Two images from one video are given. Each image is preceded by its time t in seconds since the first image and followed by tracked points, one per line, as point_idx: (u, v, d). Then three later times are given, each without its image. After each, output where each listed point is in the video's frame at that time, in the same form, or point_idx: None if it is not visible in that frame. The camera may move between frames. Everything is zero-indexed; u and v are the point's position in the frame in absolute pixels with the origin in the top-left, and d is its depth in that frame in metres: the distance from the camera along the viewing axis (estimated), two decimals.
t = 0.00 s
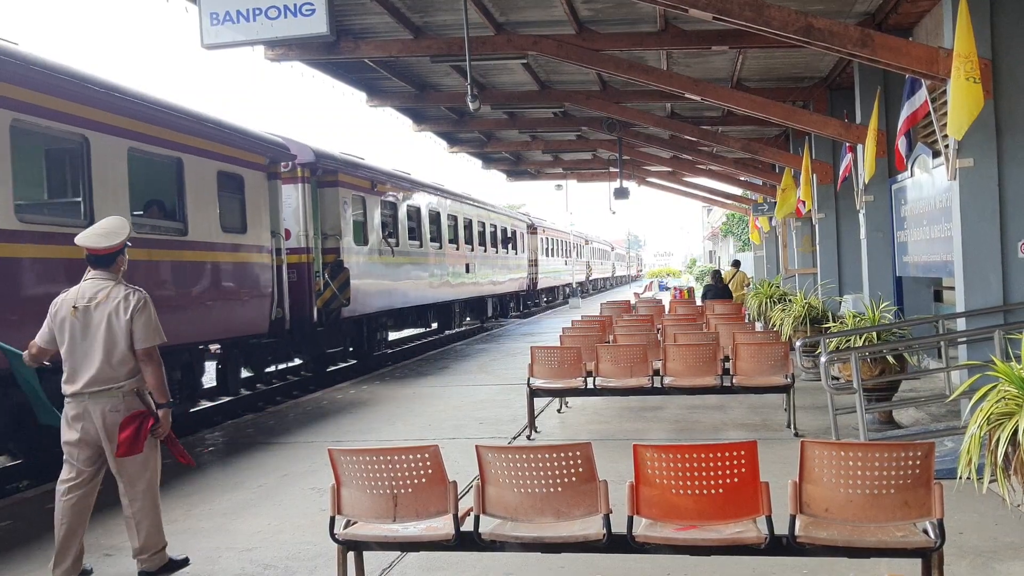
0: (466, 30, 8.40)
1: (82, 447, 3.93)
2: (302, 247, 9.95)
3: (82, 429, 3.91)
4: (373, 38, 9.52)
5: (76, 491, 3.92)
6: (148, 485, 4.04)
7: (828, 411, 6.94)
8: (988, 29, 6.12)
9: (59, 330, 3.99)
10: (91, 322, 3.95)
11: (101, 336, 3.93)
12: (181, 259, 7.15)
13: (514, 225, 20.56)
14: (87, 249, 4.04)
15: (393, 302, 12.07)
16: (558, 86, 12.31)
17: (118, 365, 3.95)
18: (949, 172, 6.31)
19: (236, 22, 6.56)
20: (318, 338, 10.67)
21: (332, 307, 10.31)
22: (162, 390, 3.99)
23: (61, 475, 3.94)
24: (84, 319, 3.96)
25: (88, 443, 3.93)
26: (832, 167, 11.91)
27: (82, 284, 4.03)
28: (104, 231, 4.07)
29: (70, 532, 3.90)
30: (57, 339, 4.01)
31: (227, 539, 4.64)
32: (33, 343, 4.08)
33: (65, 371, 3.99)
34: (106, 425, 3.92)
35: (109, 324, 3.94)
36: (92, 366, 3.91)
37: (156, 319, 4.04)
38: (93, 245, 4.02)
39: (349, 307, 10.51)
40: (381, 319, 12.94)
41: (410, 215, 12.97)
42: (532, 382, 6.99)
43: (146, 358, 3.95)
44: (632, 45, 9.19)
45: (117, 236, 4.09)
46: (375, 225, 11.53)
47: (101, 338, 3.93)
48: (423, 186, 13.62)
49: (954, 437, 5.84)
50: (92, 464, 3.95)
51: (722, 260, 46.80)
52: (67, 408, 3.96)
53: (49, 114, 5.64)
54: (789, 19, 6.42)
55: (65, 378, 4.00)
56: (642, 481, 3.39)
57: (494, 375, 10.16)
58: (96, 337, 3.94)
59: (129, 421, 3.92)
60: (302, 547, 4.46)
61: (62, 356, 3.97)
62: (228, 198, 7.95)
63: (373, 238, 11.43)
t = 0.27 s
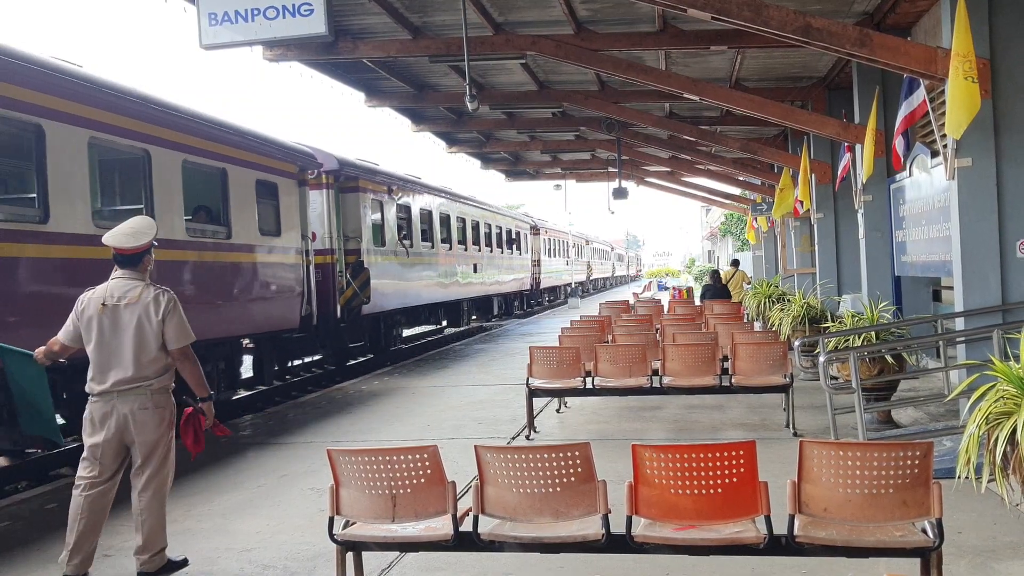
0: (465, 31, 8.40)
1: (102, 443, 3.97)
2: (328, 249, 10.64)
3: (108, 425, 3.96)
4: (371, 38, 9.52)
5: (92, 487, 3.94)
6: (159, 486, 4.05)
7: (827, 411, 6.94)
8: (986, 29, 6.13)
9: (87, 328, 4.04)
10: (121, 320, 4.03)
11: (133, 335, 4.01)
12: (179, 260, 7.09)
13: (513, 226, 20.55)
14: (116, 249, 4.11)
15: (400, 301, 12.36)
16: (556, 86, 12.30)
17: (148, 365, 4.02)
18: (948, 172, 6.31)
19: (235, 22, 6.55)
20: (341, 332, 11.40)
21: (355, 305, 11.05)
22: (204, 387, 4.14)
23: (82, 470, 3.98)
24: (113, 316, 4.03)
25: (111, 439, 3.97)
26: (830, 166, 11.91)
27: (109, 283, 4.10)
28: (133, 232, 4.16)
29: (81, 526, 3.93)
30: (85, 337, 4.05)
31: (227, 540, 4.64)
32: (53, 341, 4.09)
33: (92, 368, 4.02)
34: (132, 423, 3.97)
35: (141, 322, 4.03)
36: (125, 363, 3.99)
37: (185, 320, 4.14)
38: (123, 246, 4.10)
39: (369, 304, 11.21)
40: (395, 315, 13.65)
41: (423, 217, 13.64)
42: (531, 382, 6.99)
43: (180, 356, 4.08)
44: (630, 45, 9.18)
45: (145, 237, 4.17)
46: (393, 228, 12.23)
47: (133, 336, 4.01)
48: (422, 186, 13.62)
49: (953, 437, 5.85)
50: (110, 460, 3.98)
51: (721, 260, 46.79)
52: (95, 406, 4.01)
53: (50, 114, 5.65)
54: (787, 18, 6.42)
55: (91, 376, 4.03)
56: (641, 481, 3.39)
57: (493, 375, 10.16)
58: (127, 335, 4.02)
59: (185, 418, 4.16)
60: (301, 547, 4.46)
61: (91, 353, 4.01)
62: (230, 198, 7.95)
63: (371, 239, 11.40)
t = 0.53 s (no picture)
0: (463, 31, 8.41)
1: (111, 443, 3.96)
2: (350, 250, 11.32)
3: (117, 424, 3.95)
4: (370, 38, 9.52)
5: (101, 487, 3.93)
6: (165, 486, 4.04)
7: (825, 410, 6.94)
8: (984, 28, 6.13)
9: (100, 326, 4.01)
10: (136, 319, 4.02)
11: (147, 334, 4.01)
12: (178, 260, 7.07)
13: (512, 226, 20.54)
14: (130, 248, 4.12)
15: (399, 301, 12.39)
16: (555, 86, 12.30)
17: (162, 364, 4.03)
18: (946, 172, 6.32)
19: (233, 22, 6.55)
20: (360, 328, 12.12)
21: (374, 303, 11.72)
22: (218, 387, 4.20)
23: (93, 471, 3.97)
24: (128, 315, 4.02)
25: (120, 438, 3.96)
26: (829, 166, 11.91)
27: (122, 283, 4.09)
28: (149, 232, 4.17)
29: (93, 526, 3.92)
30: (97, 335, 4.03)
31: (226, 540, 4.63)
32: (62, 340, 4.04)
33: (103, 366, 3.99)
34: (144, 422, 3.98)
35: (156, 322, 4.03)
36: (139, 362, 3.98)
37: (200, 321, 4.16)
38: (138, 246, 4.11)
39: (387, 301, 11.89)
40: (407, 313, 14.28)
41: (434, 219, 14.30)
42: (530, 382, 6.99)
43: (193, 357, 4.11)
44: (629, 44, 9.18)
45: (160, 238, 4.18)
46: (408, 230, 12.96)
47: (147, 335, 4.01)
48: (420, 186, 13.61)
49: (951, 437, 5.86)
50: (120, 460, 3.96)
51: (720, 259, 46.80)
52: (106, 405, 3.98)
53: (52, 114, 5.64)
54: (786, 18, 6.42)
55: (102, 374, 4.00)
56: (639, 481, 3.39)
57: (492, 375, 10.16)
58: (142, 334, 4.01)
59: (204, 417, 4.13)
60: (300, 547, 4.46)
61: (104, 351, 3.99)
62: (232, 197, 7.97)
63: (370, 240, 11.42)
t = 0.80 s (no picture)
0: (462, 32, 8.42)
1: (109, 445, 3.96)
2: (370, 251, 11.71)
3: (114, 426, 3.95)
4: (368, 38, 9.51)
5: (98, 489, 3.94)
6: (164, 487, 4.04)
7: (824, 410, 6.94)
8: (983, 29, 6.14)
9: (103, 324, 4.01)
10: (139, 318, 4.02)
11: (150, 334, 4.01)
12: (175, 260, 7.05)
13: (511, 226, 20.54)
14: (130, 248, 4.12)
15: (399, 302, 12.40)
16: (554, 86, 12.29)
17: (163, 365, 4.03)
18: (945, 172, 6.32)
19: (231, 23, 6.55)
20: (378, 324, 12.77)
21: (390, 301, 12.27)
22: (208, 390, 4.22)
23: (92, 473, 3.98)
24: (130, 315, 4.02)
25: (118, 440, 3.96)
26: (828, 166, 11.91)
27: (124, 282, 4.08)
28: (149, 232, 4.16)
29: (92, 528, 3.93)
30: (99, 334, 4.02)
31: (225, 541, 4.64)
32: (61, 339, 4.02)
33: (104, 365, 3.98)
34: (142, 423, 3.98)
35: (159, 322, 4.04)
36: (142, 361, 3.98)
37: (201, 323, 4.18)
38: (137, 246, 4.11)
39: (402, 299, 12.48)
40: (420, 311, 14.88)
41: (445, 221, 14.88)
42: (529, 383, 6.98)
43: (193, 359, 4.13)
44: (627, 45, 9.19)
45: (161, 238, 4.17)
46: (421, 231, 13.57)
47: (150, 335, 4.01)
48: (419, 187, 13.60)
49: (950, 436, 5.87)
50: (118, 462, 3.96)
51: (719, 259, 46.81)
52: (105, 405, 3.97)
53: (51, 114, 5.64)
54: (784, 18, 6.42)
55: (103, 373, 3.99)
56: (638, 481, 3.39)
57: (491, 375, 10.14)
58: (145, 333, 4.01)
59: (191, 421, 4.16)
60: (298, 548, 4.46)
61: (106, 350, 3.98)
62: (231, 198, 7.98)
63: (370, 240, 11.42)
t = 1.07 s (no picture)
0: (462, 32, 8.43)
1: (104, 446, 3.96)
2: (389, 252, 12.38)
3: (109, 427, 3.95)
4: (368, 38, 9.52)
5: (95, 491, 3.93)
6: (161, 487, 4.04)
7: (825, 410, 6.94)
8: (983, 29, 6.14)
9: (95, 326, 4.02)
10: (130, 319, 4.02)
11: (143, 334, 4.01)
12: (175, 260, 7.04)
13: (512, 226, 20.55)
14: (121, 249, 4.11)
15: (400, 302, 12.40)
16: (554, 86, 12.29)
17: (156, 365, 4.03)
18: (945, 172, 6.32)
19: (231, 24, 6.56)
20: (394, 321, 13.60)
21: (407, 299, 12.97)
22: (198, 383, 4.15)
23: (88, 475, 3.97)
24: (123, 315, 4.03)
25: (113, 441, 3.96)
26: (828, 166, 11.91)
27: (116, 283, 4.08)
28: (139, 232, 4.14)
29: (90, 530, 3.94)
30: (91, 335, 4.03)
31: (226, 541, 4.64)
32: (54, 341, 4.03)
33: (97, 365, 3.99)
34: (137, 424, 3.97)
35: (150, 322, 4.04)
36: (133, 362, 3.98)
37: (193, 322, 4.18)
38: (129, 246, 4.10)
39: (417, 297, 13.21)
40: (431, 309, 15.61)
41: (455, 224, 15.60)
42: (529, 383, 6.98)
43: (185, 357, 4.11)
44: (628, 45, 9.19)
45: (152, 238, 4.16)
46: (434, 233, 14.34)
47: (143, 335, 4.01)
48: (419, 187, 13.59)
49: (950, 436, 5.87)
50: (114, 463, 3.96)
51: (719, 259, 46.79)
52: (98, 406, 3.97)
53: (51, 113, 5.68)
54: (784, 18, 6.42)
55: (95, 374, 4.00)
56: (638, 481, 3.39)
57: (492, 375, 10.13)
58: (137, 334, 4.02)
59: (186, 420, 4.14)
60: (299, 548, 4.46)
61: (98, 351, 3.99)
62: (233, 197, 7.99)
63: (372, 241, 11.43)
